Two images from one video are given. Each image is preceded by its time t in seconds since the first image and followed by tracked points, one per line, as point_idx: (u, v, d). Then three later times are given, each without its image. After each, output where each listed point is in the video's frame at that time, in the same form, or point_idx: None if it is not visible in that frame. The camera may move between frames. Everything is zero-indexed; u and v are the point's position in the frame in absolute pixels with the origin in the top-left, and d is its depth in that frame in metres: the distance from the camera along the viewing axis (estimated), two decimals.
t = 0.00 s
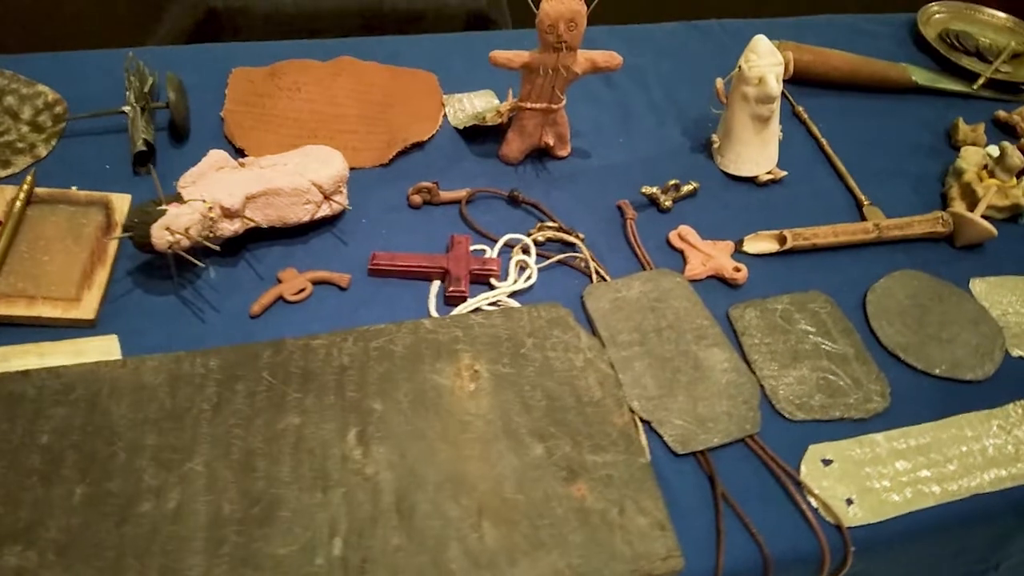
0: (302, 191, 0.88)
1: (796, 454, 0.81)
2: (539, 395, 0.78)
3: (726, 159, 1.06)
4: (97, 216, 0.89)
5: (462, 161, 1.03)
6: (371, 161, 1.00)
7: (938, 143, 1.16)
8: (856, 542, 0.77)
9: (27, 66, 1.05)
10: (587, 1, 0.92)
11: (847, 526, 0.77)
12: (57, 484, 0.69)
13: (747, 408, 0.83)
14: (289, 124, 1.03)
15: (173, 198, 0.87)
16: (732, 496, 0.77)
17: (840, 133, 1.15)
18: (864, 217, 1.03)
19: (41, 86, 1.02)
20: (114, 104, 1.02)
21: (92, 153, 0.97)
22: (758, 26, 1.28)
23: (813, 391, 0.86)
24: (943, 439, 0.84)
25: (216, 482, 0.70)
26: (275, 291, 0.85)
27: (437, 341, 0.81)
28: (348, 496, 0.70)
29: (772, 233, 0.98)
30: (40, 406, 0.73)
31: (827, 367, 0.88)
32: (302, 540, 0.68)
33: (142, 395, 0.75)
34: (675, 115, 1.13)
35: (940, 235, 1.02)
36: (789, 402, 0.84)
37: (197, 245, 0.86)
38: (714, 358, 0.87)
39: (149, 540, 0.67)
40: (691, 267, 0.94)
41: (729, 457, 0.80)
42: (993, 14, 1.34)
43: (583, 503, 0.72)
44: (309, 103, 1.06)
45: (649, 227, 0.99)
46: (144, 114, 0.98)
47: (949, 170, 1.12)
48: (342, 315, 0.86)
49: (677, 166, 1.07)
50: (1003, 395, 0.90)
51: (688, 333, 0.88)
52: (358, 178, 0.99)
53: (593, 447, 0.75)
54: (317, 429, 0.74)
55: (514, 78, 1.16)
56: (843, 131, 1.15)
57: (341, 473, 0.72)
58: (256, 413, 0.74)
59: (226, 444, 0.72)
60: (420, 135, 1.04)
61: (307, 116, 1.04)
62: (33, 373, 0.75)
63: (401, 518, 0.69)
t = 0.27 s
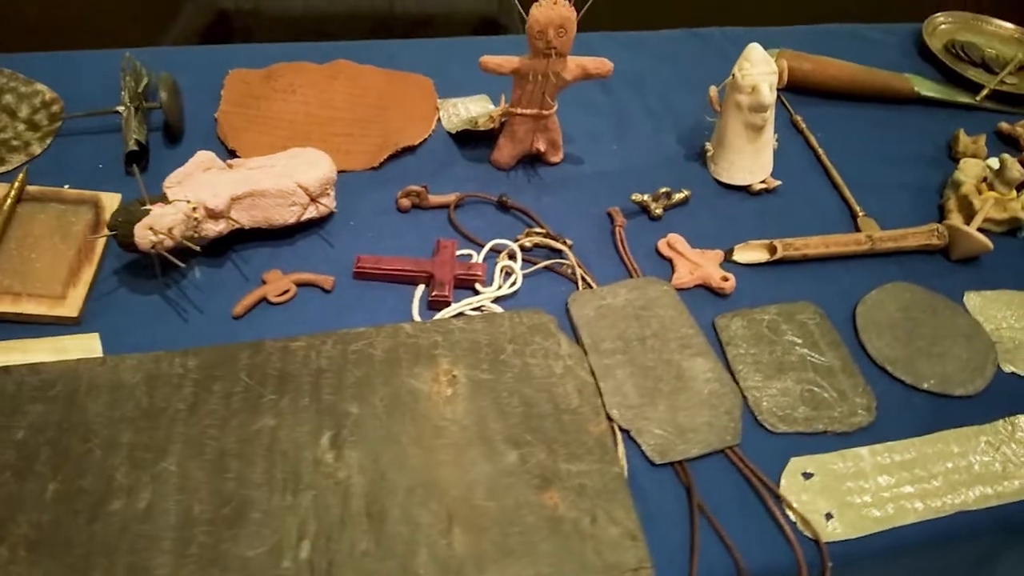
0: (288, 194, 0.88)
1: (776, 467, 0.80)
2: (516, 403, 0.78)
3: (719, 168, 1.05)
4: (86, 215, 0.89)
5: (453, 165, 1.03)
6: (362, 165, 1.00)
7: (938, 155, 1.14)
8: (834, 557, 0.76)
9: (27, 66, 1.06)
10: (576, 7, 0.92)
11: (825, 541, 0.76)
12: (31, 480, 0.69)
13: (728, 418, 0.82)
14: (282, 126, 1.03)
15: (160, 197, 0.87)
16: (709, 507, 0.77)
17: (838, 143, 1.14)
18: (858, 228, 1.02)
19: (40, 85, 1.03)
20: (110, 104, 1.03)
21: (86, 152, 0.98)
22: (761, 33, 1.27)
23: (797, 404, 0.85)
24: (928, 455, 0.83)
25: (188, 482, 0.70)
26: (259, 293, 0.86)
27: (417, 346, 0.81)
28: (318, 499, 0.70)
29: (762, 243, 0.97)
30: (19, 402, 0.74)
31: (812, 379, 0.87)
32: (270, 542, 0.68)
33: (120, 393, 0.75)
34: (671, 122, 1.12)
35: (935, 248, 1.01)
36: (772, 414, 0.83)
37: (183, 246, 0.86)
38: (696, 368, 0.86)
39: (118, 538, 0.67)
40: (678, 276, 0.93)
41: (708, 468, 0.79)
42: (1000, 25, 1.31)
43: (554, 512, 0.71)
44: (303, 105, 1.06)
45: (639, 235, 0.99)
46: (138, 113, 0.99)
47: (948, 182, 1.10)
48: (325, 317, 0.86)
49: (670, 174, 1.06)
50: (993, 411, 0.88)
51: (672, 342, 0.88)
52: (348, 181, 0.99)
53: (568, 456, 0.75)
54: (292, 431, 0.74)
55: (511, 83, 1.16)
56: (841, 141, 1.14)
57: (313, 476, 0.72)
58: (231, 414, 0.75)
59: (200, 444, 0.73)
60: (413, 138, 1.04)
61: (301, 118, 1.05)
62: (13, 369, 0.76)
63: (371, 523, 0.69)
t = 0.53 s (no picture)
0: (271, 196, 0.88)
1: (753, 479, 0.79)
2: (491, 408, 0.77)
3: (709, 175, 1.04)
4: (73, 215, 0.90)
5: (441, 170, 1.03)
6: (350, 168, 1.01)
7: (934, 166, 1.13)
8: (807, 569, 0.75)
9: (25, 66, 1.07)
10: (564, 14, 0.91)
11: (799, 555, 0.75)
12: (4, 477, 0.70)
13: (706, 428, 0.81)
14: (272, 130, 1.04)
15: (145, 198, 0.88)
16: (683, 518, 0.76)
17: (833, 153, 1.13)
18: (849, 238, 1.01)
19: (35, 86, 1.04)
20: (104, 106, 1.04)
21: (77, 153, 0.99)
22: (759, 42, 1.26)
23: (778, 415, 0.84)
24: (908, 470, 0.82)
25: (158, 482, 0.71)
26: (240, 295, 0.86)
27: (394, 350, 0.81)
28: (287, 502, 0.70)
29: (750, 251, 0.96)
30: None
31: (794, 390, 0.86)
32: (237, 544, 0.68)
33: (96, 392, 0.75)
34: (663, 130, 1.12)
35: (927, 259, 0.99)
36: (751, 425, 0.83)
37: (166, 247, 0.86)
38: (676, 377, 0.85)
39: (86, 537, 0.67)
40: (662, 284, 0.93)
41: (684, 478, 0.79)
42: (1005, 34, 1.30)
43: (523, 519, 0.71)
44: (294, 109, 1.07)
45: (625, 242, 0.98)
46: (129, 115, 1.00)
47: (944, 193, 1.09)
48: (305, 320, 0.86)
49: (660, 181, 1.06)
50: (980, 426, 0.87)
51: (653, 351, 0.87)
52: (335, 185, 1.00)
53: (540, 463, 0.74)
54: (264, 433, 0.74)
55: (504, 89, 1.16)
56: (836, 150, 1.13)
57: (282, 478, 0.72)
58: (205, 415, 0.75)
59: (173, 444, 0.73)
60: (402, 142, 1.04)
61: (291, 121, 1.05)
62: None
63: (338, 526, 0.69)
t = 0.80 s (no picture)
0: (252, 200, 0.89)
1: (725, 489, 0.79)
2: (462, 414, 0.77)
3: (695, 184, 1.04)
4: (57, 217, 0.91)
5: (426, 175, 1.03)
6: (335, 173, 1.01)
7: (926, 176, 1.12)
8: None
9: (19, 70, 1.09)
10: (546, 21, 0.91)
11: (769, 567, 0.74)
12: None
13: (680, 438, 0.81)
14: (260, 134, 1.05)
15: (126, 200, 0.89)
16: (652, 528, 0.75)
17: (824, 162, 1.12)
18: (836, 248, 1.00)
19: (28, 89, 1.05)
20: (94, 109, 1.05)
21: (66, 155, 1.00)
22: (750, 53, 1.26)
23: (754, 426, 0.83)
24: (886, 483, 0.81)
25: (125, 483, 0.71)
26: (217, 297, 0.86)
27: (367, 355, 0.80)
28: (252, 505, 0.70)
29: (733, 260, 0.96)
30: None
31: (772, 401, 0.85)
32: (199, 546, 0.68)
33: (68, 392, 0.76)
34: (652, 139, 1.12)
35: (914, 270, 0.98)
36: (727, 435, 0.82)
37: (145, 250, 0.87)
38: (653, 385, 0.84)
39: (51, 536, 0.68)
40: (643, 292, 0.92)
41: (655, 487, 0.78)
42: (1002, 43, 1.29)
43: (488, 527, 0.70)
44: (282, 113, 1.07)
45: (607, 250, 0.98)
46: (117, 119, 1.01)
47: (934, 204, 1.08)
48: (282, 324, 0.86)
49: (646, 189, 1.05)
50: (961, 439, 0.85)
51: (630, 358, 0.86)
52: (319, 189, 1.00)
53: (509, 470, 0.74)
54: (233, 436, 0.74)
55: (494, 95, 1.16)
56: (827, 159, 1.12)
57: (249, 481, 0.72)
58: (175, 417, 0.75)
59: (141, 446, 0.73)
60: (388, 148, 1.04)
61: (279, 126, 1.06)
62: None
63: (302, 531, 0.69)
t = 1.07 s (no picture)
0: (228, 205, 0.89)
1: (695, 500, 0.78)
2: (429, 421, 0.77)
3: (677, 191, 1.03)
4: (38, 220, 0.92)
5: (408, 181, 1.03)
6: (317, 178, 1.01)
7: (915, 185, 1.11)
8: None
9: (9, 74, 1.10)
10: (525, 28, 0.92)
11: None
12: None
13: (651, 448, 0.80)
14: (244, 138, 1.05)
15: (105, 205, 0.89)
16: (618, 538, 0.75)
17: (811, 170, 1.11)
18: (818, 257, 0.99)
19: (17, 93, 1.07)
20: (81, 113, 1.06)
21: (51, 159, 1.00)
22: (742, 60, 1.25)
23: (727, 435, 0.82)
24: (859, 496, 0.80)
25: (90, 486, 0.71)
26: (192, 302, 0.87)
27: (336, 360, 0.80)
28: (214, 510, 0.70)
29: (712, 268, 0.95)
30: None
31: (746, 410, 0.84)
32: (160, 550, 0.68)
33: (38, 395, 0.76)
34: (637, 147, 1.11)
35: (897, 280, 0.97)
36: (698, 444, 0.81)
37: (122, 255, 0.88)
38: (625, 394, 0.84)
39: (12, 538, 0.68)
40: (620, 299, 0.92)
41: (623, 497, 0.77)
42: (996, 51, 1.28)
43: (450, 535, 0.70)
44: (267, 118, 1.08)
45: (587, 257, 0.97)
46: (102, 122, 1.01)
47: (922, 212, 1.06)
48: (256, 329, 0.87)
49: (629, 197, 1.05)
50: (939, 452, 0.84)
51: (603, 367, 0.86)
52: (300, 195, 1.00)
53: (474, 478, 0.74)
54: (199, 441, 0.74)
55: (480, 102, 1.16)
56: (813, 168, 1.11)
57: (212, 486, 0.72)
58: (143, 421, 0.75)
59: (107, 449, 0.73)
60: (371, 153, 1.04)
61: (263, 130, 1.06)
62: None
63: (262, 537, 0.69)
